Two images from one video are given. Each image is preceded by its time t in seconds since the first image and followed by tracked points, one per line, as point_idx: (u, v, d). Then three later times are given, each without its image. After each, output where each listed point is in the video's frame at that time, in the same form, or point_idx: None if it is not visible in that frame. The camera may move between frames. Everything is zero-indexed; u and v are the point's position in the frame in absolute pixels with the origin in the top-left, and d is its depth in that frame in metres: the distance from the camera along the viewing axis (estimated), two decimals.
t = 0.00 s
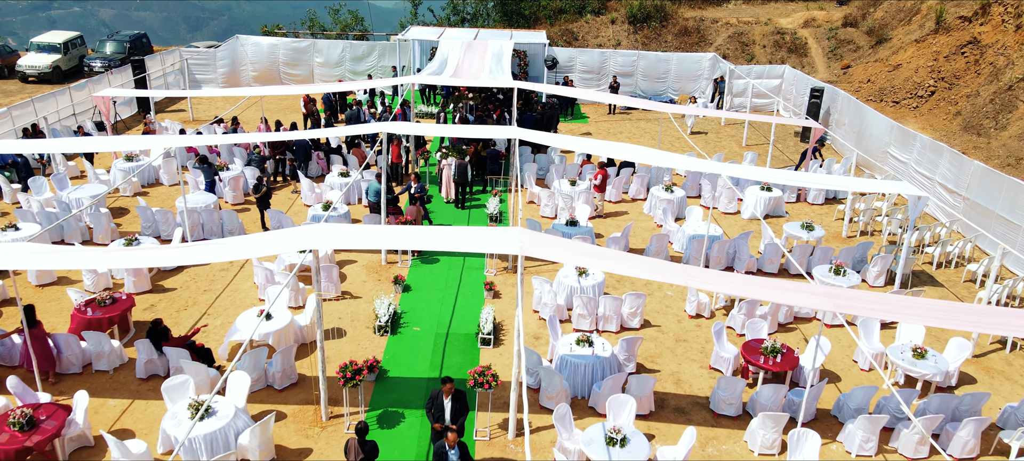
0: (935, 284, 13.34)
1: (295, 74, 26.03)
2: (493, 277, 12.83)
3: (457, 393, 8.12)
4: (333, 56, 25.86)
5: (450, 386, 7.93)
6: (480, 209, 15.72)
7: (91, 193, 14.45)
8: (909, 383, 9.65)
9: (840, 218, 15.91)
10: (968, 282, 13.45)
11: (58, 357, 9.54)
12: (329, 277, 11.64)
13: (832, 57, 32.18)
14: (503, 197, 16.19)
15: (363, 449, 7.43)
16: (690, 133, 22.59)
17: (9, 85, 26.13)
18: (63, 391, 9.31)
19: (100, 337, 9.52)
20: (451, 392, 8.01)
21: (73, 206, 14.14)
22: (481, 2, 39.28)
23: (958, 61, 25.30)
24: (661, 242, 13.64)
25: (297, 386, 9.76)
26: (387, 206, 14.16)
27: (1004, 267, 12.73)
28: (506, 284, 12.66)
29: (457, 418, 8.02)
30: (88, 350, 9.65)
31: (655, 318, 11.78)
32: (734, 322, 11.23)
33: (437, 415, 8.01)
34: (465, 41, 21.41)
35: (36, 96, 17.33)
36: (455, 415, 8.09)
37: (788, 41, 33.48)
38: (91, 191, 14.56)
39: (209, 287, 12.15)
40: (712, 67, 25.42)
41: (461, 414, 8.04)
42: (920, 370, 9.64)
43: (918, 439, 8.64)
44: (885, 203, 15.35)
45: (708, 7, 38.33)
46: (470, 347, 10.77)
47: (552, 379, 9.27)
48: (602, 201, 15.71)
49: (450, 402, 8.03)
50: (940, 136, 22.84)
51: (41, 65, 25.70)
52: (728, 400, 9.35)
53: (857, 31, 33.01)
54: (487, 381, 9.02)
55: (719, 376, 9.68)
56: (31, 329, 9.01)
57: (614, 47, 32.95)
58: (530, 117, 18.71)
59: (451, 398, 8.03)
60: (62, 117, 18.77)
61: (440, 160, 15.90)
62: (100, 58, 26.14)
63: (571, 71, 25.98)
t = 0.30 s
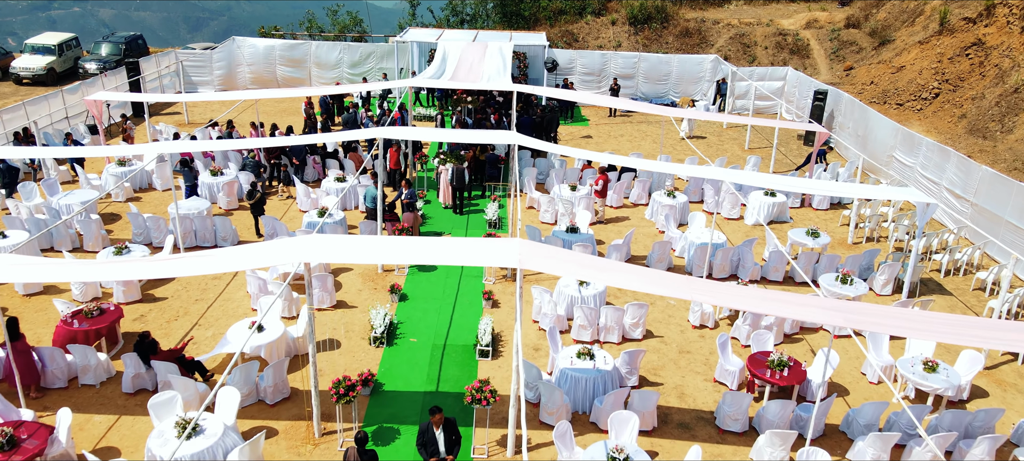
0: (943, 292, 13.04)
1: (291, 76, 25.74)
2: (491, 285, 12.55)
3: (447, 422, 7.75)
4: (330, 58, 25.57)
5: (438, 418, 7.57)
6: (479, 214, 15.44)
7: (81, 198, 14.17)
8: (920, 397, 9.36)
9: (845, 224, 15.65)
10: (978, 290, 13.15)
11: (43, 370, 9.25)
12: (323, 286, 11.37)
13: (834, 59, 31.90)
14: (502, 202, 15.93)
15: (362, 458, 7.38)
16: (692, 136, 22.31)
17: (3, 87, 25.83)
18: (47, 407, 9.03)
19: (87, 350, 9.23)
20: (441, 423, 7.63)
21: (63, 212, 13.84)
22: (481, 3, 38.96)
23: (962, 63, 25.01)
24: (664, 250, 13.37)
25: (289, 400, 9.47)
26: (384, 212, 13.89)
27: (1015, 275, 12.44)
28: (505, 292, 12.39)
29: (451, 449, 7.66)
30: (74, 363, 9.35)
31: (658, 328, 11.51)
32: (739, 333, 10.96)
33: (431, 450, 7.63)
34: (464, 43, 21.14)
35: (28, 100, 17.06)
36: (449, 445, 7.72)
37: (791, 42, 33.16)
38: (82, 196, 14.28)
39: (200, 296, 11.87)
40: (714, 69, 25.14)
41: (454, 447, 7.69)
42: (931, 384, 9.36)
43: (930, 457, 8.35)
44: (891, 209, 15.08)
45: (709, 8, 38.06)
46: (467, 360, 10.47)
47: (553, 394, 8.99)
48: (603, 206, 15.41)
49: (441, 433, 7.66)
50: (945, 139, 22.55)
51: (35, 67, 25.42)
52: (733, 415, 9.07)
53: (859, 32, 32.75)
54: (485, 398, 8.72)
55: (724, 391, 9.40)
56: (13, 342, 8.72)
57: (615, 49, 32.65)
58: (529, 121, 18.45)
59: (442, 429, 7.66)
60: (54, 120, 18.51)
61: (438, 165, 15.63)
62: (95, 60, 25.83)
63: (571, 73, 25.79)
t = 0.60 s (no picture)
0: (953, 301, 12.73)
1: (288, 78, 25.45)
2: (490, 294, 12.25)
3: (439, 454, 7.48)
4: (327, 60, 25.27)
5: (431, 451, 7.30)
6: (477, 219, 15.16)
7: (70, 203, 13.87)
8: (932, 413, 9.06)
9: (851, 230, 15.36)
10: (987, 299, 12.85)
11: (25, 385, 8.96)
12: (317, 296, 11.08)
13: (837, 60, 31.58)
14: (501, 207, 15.65)
15: None
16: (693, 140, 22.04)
17: None
18: (30, 423, 8.73)
19: (70, 364, 8.93)
20: (434, 455, 7.34)
21: (52, 218, 13.55)
22: (480, 4, 38.67)
23: (967, 65, 24.72)
24: (666, 258, 13.07)
25: (280, 416, 9.17)
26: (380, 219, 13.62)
27: None
28: (504, 301, 12.10)
29: None
30: (58, 378, 9.05)
31: (661, 339, 11.22)
32: (743, 345, 10.68)
33: None
34: (463, 45, 20.85)
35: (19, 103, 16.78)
36: None
37: (793, 43, 32.85)
38: (72, 201, 13.98)
39: (191, 306, 11.57)
40: (716, 71, 24.86)
41: None
42: (943, 399, 9.06)
43: None
44: (897, 215, 14.80)
45: (711, 8, 37.79)
46: (464, 373, 10.17)
47: (552, 410, 8.69)
48: (603, 212, 15.13)
49: None
50: (950, 142, 22.27)
51: (29, 68, 25.15)
52: (739, 433, 8.77)
53: (862, 33, 32.45)
54: (482, 415, 8.44)
55: (729, 406, 9.11)
56: None
57: (616, 50, 32.36)
58: (529, 124, 18.18)
59: None
60: (46, 123, 18.21)
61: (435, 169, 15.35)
62: (90, 61, 25.57)
63: (571, 75, 25.50)
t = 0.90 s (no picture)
0: (962, 312, 12.41)
1: (285, 80, 25.11)
2: (488, 304, 11.95)
3: None
4: (324, 62, 24.94)
5: None
6: (475, 226, 14.85)
7: (59, 210, 13.57)
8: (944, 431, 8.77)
9: (856, 237, 15.06)
10: (997, 309, 12.54)
11: (7, 402, 8.66)
12: (309, 307, 10.77)
13: (840, 62, 31.26)
14: (500, 213, 15.36)
15: None
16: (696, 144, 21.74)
17: None
18: (11, 442, 8.43)
19: (53, 380, 8.63)
20: None
21: (40, 225, 13.25)
22: (479, 4, 38.38)
23: (972, 66, 24.42)
24: (668, 267, 12.76)
25: (270, 433, 8.87)
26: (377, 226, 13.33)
27: None
28: (503, 312, 11.79)
29: None
30: (41, 394, 8.75)
31: (663, 351, 10.92)
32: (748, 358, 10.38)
33: None
34: (461, 47, 20.53)
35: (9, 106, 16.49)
36: None
37: (795, 44, 32.54)
38: (61, 207, 13.69)
39: (181, 317, 11.27)
40: (718, 73, 24.57)
41: None
42: (955, 417, 8.76)
43: None
44: (904, 221, 14.50)
45: (712, 9, 37.50)
46: (461, 387, 9.86)
47: (552, 429, 8.38)
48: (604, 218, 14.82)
49: None
50: (955, 146, 21.97)
51: (22, 70, 24.85)
52: (745, 452, 8.47)
53: (865, 34, 32.14)
54: (479, 435, 8.16)
55: (735, 424, 8.80)
56: None
57: (616, 52, 32.06)
58: (529, 128, 17.87)
59: None
60: (37, 127, 17.93)
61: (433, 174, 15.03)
62: (85, 63, 25.25)
63: (571, 77, 25.18)
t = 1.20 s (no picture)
0: (973, 322, 12.10)
1: (281, 82, 24.79)
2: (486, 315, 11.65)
3: None
4: (321, 63, 24.62)
5: None
6: (474, 232, 14.55)
7: (47, 216, 13.26)
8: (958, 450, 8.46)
9: (863, 244, 14.75)
10: (1009, 319, 12.22)
11: None
12: (302, 319, 10.46)
13: (843, 64, 30.97)
14: (499, 218, 15.07)
15: None
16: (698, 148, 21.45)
17: None
18: None
19: (35, 397, 8.33)
20: None
21: (28, 232, 12.95)
22: (479, 6, 38.08)
23: (977, 69, 24.11)
24: (671, 275, 12.44)
25: (260, 452, 8.57)
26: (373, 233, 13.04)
27: None
28: (501, 323, 11.48)
29: None
30: (22, 411, 8.45)
31: (666, 364, 10.61)
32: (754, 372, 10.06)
33: None
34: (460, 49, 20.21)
35: None
36: None
37: (798, 46, 32.21)
38: (50, 213, 13.39)
39: (171, 329, 10.97)
40: (720, 76, 24.28)
41: None
42: (969, 436, 8.46)
43: None
44: (912, 228, 14.18)
45: (714, 10, 37.18)
46: (458, 402, 9.55)
47: (552, 448, 8.05)
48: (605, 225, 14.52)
49: None
50: (961, 150, 21.67)
51: (16, 72, 24.53)
52: None
53: (868, 36, 31.83)
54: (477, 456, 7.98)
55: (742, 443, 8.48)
56: None
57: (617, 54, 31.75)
58: (529, 132, 17.57)
59: None
60: (28, 131, 17.63)
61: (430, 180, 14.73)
62: (79, 65, 24.93)
63: (571, 80, 24.89)
